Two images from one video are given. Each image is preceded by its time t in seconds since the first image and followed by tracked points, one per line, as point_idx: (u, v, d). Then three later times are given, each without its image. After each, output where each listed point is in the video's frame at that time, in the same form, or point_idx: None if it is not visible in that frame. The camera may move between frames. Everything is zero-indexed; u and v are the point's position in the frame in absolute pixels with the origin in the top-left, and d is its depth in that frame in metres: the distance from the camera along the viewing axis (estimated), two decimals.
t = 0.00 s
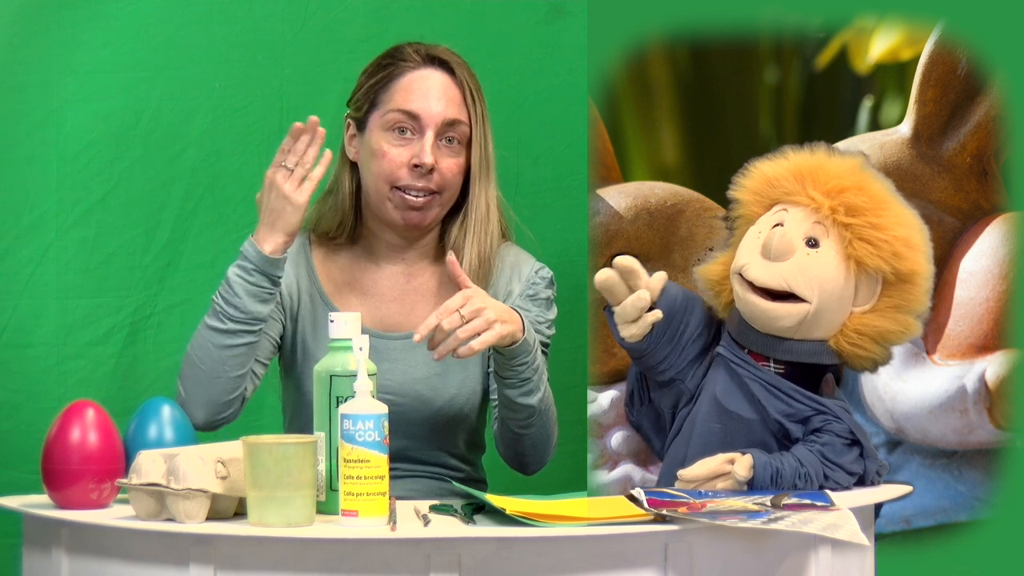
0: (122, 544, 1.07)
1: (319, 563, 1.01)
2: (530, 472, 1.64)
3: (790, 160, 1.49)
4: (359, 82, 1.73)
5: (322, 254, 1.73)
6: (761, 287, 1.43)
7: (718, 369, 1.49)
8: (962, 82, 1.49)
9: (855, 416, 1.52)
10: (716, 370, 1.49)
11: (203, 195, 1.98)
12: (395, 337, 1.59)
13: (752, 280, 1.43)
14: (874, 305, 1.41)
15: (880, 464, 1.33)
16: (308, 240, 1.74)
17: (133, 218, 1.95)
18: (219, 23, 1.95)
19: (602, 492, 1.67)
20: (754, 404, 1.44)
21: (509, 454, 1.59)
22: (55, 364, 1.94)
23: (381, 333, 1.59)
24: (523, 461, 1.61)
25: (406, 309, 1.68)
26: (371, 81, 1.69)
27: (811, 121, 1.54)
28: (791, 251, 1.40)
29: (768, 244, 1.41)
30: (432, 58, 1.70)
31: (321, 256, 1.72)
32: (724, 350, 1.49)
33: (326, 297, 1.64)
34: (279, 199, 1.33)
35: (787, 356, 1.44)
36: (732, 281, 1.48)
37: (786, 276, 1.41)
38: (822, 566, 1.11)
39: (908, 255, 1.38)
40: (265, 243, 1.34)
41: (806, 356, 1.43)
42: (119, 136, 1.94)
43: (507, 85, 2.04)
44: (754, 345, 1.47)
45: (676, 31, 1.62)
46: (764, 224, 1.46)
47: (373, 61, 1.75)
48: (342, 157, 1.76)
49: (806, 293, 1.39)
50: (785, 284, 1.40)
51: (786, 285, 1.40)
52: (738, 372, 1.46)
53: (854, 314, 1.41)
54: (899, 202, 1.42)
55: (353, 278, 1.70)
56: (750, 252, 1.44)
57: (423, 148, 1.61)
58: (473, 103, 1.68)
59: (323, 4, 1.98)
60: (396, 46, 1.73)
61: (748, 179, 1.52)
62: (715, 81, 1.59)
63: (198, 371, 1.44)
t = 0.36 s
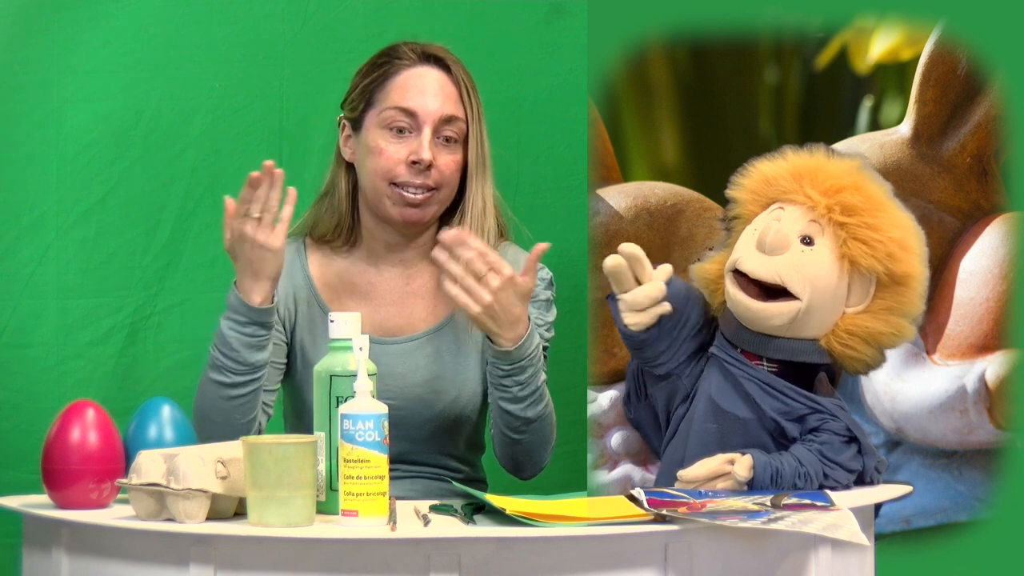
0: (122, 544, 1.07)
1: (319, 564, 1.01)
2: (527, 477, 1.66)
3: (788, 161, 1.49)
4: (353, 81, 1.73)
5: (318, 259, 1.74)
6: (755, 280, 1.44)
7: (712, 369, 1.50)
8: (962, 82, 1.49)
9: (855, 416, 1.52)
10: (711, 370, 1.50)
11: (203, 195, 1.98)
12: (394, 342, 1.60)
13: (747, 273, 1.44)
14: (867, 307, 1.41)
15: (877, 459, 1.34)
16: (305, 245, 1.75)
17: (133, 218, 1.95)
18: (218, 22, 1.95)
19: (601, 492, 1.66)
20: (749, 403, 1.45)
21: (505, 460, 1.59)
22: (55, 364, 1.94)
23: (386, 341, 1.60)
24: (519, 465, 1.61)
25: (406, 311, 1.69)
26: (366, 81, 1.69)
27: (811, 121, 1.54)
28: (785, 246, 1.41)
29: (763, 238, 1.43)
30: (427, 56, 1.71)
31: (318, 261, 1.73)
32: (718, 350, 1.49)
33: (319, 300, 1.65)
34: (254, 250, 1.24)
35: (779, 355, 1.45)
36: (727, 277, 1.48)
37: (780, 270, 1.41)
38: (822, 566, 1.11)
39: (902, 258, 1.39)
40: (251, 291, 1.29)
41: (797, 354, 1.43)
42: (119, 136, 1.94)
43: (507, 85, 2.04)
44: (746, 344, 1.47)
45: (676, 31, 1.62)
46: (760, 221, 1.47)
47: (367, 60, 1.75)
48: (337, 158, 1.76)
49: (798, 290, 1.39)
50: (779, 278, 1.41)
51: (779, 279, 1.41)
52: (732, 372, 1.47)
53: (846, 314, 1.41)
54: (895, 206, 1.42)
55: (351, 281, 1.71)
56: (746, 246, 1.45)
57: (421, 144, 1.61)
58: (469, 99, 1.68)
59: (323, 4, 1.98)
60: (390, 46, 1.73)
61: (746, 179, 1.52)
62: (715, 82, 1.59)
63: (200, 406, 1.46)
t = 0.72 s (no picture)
0: (122, 544, 1.07)
1: (319, 564, 1.01)
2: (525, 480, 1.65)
3: (786, 160, 1.49)
4: (347, 83, 1.73)
5: (314, 260, 1.74)
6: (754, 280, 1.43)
7: (713, 369, 1.50)
8: (962, 82, 1.49)
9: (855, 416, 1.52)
10: (711, 370, 1.50)
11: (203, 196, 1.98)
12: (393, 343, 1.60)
13: (747, 273, 1.43)
14: (867, 305, 1.41)
15: (878, 460, 1.33)
16: (301, 247, 1.76)
17: (133, 218, 1.95)
18: (218, 22, 1.95)
19: (601, 492, 1.66)
20: (750, 403, 1.45)
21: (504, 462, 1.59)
22: (55, 364, 1.94)
23: (382, 341, 1.61)
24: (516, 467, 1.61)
25: (404, 313, 1.68)
26: (360, 82, 1.69)
27: (811, 121, 1.54)
28: (785, 246, 1.41)
29: (763, 239, 1.42)
30: (420, 57, 1.71)
31: (315, 263, 1.74)
32: (718, 349, 1.49)
33: (318, 304, 1.65)
34: (241, 290, 1.28)
35: (780, 355, 1.44)
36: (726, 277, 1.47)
37: (780, 273, 1.41)
38: (822, 566, 1.11)
39: (902, 256, 1.39)
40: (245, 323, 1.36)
41: (798, 353, 1.43)
42: (119, 136, 1.94)
43: (507, 85, 2.04)
44: (746, 343, 1.47)
45: (676, 31, 1.62)
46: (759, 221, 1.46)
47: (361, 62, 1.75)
48: (333, 159, 1.76)
49: (798, 289, 1.39)
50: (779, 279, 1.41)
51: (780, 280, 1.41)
52: (732, 371, 1.47)
53: (846, 314, 1.41)
54: (895, 204, 1.42)
55: (347, 283, 1.72)
56: (745, 247, 1.45)
57: (415, 147, 1.61)
58: (463, 100, 1.68)
59: (323, 4, 1.98)
60: (383, 47, 1.74)
61: (746, 179, 1.52)
62: (715, 81, 1.59)
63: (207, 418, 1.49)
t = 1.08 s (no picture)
0: (122, 544, 1.07)
1: (319, 564, 1.01)
2: (529, 486, 1.67)
3: (783, 169, 1.49)
4: (345, 83, 1.73)
5: (313, 262, 1.74)
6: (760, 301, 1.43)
7: (714, 374, 1.50)
8: (962, 82, 1.49)
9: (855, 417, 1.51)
10: (714, 374, 1.50)
11: (204, 195, 1.98)
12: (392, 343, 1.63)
13: (752, 295, 1.43)
14: (873, 313, 1.41)
15: (881, 468, 1.33)
16: (300, 247, 1.75)
17: (133, 218, 1.95)
18: (218, 22, 1.95)
19: (601, 492, 1.65)
20: (753, 410, 1.45)
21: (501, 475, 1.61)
22: (55, 364, 1.94)
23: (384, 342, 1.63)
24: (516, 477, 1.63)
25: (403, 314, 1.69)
26: (357, 82, 1.69)
27: (811, 121, 1.54)
28: (791, 264, 1.41)
29: (767, 259, 1.42)
30: (416, 56, 1.71)
31: (313, 265, 1.73)
32: (723, 355, 1.50)
33: (318, 306, 1.66)
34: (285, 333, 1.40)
35: (789, 365, 1.44)
36: (731, 294, 1.48)
37: (786, 288, 1.41)
38: (822, 566, 1.11)
39: (906, 261, 1.39)
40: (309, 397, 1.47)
41: (809, 364, 1.43)
42: (119, 136, 1.94)
43: (507, 86, 2.04)
44: (755, 353, 1.47)
45: (676, 31, 1.61)
46: (760, 237, 1.46)
47: (359, 62, 1.75)
48: (332, 161, 1.75)
49: (807, 306, 1.39)
50: (785, 297, 1.40)
51: (786, 298, 1.40)
52: (737, 379, 1.47)
53: (853, 323, 1.41)
54: (895, 206, 1.42)
55: (344, 285, 1.71)
56: (749, 267, 1.45)
57: (410, 144, 1.62)
58: (459, 99, 1.68)
59: (323, 4, 1.98)
60: (380, 47, 1.74)
61: (741, 186, 1.53)
62: (715, 81, 1.58)
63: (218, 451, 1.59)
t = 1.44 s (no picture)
0: (122, 544, 1.07)
1: (319, 564, 1.01)
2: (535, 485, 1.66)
3: (793, 166, 1.48)
4: (343, 84, 1.73)
5: (313, 263, 1.74)
6: (762, 295, 1.43)
7: (718, 374, 1.48)
8: (962, 82, 1.49)
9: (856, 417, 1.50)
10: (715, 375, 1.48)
11: (204, 195, 1.98)
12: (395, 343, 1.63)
13: (754, 287, 1.43)
14: (875, 313, 1.41)
15: (881, 468, 1.33)
16: (299, 249, 1.75)
17: (133, 218, 1.95)
18: (219, 22, 1.95)
19: (601, 492, 1.64)
20: (754, 409, 1.44)
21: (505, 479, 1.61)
22: (55, 364, 1.94)
23: (384, 342, 1.63)
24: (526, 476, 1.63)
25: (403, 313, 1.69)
26: (356, 82, 1.69)
27: (811, 121, 1.53)
28: (794, 258, 1.41)
29: (773, 251, 1.42)
30: (414, 56, 1.71)
31: (313, 267, 1.73)
32: (724, 354, 1.48)
33: (319, 310, 1.66)
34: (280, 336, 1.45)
35: (787, 363, 1.44)
36: (731, 288, 1.48)
37: (788, 283, 1.41)
38: (822, 566, 1.11)
39: (911, 265, 1.38)
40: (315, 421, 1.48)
41: (805, 362, 1.43)
42: (119, 136, 1.94)
43: (507, 86, 2.04)
44: (754, 350, 1.46)
45: (676, 31, 1.60)
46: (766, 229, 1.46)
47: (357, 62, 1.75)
48: (331, 162, 1.76)
49: (808, 301, 1.39)
50: (788, 291, 1.40)
51: (788, 293, 1.40)
52: (737, 378, 1.46)
53: (856, 322, 1.41)
54: (902, 211, 1.42)
55: (344, 286, 1.71)
56: (753, 259, 1.45)
57: (410, 145, 1.62)
58: (459, 99, 1.68)
59: (323, 4, 1.98)
60: (378, 48, 1.74)
61: (751, 183, 1.52)
62: (715, 81, 1.58)
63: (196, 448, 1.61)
